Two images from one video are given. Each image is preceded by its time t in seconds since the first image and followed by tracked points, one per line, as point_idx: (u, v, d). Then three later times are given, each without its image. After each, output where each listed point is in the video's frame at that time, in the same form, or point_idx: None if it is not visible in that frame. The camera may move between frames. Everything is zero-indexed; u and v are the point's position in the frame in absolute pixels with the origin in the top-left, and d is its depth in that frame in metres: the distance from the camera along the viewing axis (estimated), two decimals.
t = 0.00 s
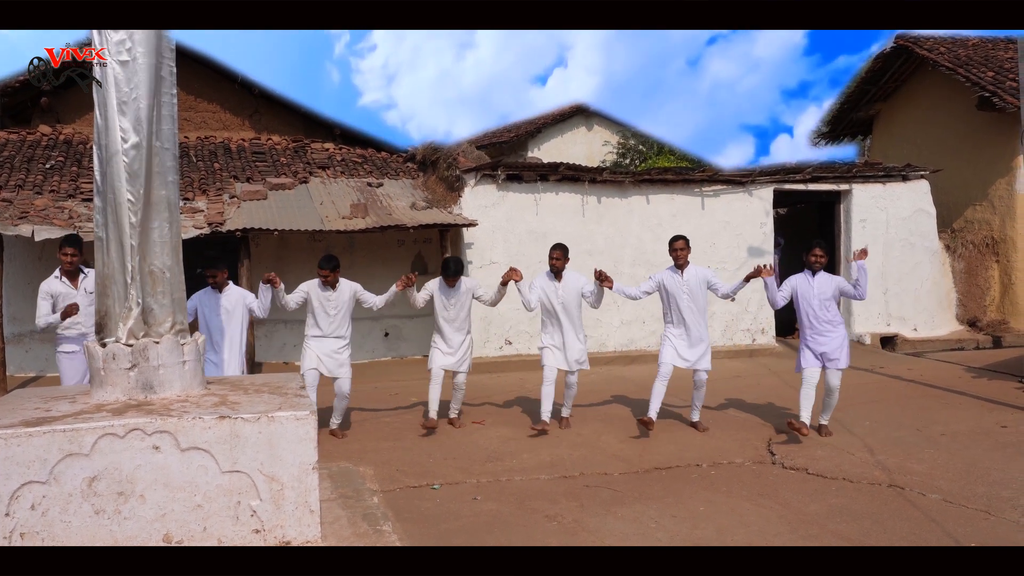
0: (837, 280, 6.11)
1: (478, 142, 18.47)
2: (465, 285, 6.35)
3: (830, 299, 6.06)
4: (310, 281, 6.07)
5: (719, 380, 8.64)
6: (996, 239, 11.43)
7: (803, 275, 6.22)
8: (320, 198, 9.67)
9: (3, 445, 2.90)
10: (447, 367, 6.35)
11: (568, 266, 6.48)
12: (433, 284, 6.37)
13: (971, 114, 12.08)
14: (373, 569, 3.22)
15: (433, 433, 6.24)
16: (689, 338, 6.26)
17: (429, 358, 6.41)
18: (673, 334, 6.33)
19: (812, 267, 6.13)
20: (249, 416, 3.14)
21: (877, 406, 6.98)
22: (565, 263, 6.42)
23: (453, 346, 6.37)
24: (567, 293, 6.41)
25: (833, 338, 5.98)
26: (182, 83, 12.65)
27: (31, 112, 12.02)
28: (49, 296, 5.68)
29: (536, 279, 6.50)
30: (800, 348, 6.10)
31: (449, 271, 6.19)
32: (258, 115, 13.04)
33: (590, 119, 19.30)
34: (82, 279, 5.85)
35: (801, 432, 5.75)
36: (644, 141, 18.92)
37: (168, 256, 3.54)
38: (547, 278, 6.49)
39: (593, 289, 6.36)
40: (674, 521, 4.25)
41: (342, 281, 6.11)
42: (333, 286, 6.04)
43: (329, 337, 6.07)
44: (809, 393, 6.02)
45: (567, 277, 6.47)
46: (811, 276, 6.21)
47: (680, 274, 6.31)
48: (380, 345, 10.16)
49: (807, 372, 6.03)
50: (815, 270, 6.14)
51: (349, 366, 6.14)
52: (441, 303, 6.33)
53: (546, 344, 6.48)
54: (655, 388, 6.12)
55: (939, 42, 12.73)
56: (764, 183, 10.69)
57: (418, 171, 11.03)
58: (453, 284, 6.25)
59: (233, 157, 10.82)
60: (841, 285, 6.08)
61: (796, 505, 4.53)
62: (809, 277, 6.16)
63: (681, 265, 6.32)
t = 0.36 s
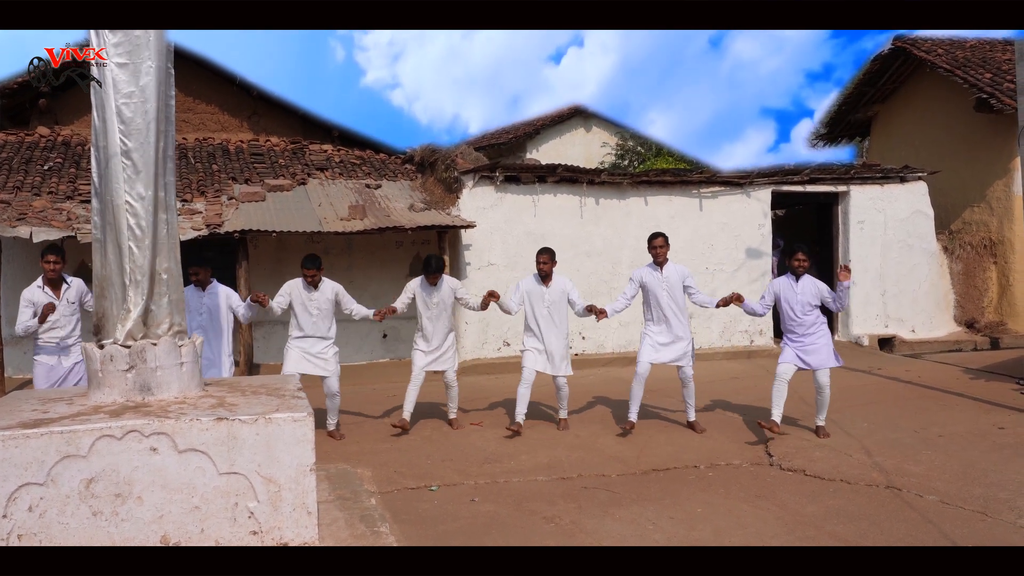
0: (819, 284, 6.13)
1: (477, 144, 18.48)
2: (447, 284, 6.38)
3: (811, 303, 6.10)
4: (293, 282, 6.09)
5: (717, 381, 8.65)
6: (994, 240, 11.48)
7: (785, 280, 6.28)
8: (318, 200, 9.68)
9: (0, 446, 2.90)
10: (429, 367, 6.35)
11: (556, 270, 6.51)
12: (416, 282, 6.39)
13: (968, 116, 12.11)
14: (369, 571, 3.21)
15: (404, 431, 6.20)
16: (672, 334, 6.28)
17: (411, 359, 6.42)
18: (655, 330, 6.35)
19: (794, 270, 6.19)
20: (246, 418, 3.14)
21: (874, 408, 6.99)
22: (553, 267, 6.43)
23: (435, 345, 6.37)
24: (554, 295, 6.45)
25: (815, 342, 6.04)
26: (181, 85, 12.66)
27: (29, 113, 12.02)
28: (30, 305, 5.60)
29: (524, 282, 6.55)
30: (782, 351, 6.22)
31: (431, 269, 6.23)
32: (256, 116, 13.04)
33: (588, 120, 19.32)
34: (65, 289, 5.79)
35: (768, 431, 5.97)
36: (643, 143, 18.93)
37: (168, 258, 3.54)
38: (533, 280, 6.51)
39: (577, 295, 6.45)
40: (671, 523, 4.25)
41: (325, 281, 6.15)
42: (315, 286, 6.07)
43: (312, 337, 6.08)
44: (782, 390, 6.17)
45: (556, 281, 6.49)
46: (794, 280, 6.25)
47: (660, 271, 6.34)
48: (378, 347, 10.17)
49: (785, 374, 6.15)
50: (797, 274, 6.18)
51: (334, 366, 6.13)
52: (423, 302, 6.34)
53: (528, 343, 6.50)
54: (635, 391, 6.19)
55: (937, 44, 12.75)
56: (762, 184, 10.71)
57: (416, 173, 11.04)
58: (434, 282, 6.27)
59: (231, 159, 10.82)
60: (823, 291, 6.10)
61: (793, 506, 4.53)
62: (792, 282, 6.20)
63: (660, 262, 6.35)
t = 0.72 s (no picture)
0: (796, 282, 6.11)
1: (475, 145, 18.48)
2: (425, 289, 6.39)
3: (787, 302, 6.11)
4: (273, 286, 6.09)
5: (715, 383, 8.67)
6: (992, 242, 11.51)
7: (763, 277, 6.28)
8: (316, 201, 9.69)
9: None
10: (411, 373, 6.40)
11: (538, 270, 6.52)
12: (394, 288, 6.39)
13: (966, 117, 12.13)
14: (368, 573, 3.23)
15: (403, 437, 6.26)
16: (651, 347, 6.30)
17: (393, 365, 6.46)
18: (633, 343, 6.37)
19: (768, 270, 6.19)
20: (244, 420, 3.15)
21: (873, 409, 7.00)
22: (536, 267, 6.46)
23: (415, 353, 6.39)
24: (536, 294, 6.49)
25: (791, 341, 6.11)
26: (179, 87, 12.67)
27: (28, 115, 12.02)
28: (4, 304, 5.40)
29: (507, 278, 6.56)
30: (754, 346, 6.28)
31: (408, 271, 6.28)
32: (255, 118, 13.05)
33: (587, 122, 19.35)
34: (40, 289, 5.64)
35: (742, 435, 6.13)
36: (641, 144, 18.96)
37: (166, 260, 3.55)
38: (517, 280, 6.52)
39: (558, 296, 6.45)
40: (669, 524, 4.26)
41: (302, 285, 6.14)
42: (294, 290, 6.07)
43: (292, 343, 6.08)
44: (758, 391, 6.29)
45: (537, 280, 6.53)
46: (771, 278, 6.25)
47: (637, 286, 6.38)
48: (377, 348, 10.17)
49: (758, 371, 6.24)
50: (773, 273, 6.19)
51: (317, 369, 6.18)
52: (405, 306, 6.34)
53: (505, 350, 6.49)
54: (623, 401, 6.18)
55: (935, 45, 12.77)
56: (760, 186, 10.72)
57: (415, 174, 11.05)
58: (412, 285, 6.31)
59: (230, 160, 10.83)
60: (799, 286, 6.08)
61: (791, 508, 4.54)
62: (766, 282, 6.23)
63: (637, 277, 6.38)
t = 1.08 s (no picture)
0: (771, 293, 6.15)
1: (475, 147, 18.49)
2: (408, 287, 6.41)
3: (763, 313, 6.14)
4: (255, 290, 6.08)
5: (714, 384, 8.67)
6: (990, 244, 11.53)
7: (741, 288, 6.30)
8: (315, 202, 9.70)
9: None
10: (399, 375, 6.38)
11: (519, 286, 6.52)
12: (376, 288, 6.43)
13: (965, 119, 12.15)
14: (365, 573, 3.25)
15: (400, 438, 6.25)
16: (630, 344, 6.33)
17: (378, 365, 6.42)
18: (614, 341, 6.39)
19: (745, 283, 6.18)
20: (242, 421, 3.15)
21: (871, 411, 7.00)
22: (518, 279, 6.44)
23: (400, 356, 6.36)
24: (518, 307, 6.45)
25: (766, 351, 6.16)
26: (178, 88, 12.67)
27: (27, 116, 12.02)
28: None
29: (489, 292, 6.52)
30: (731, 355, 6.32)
31: (388, 268, 6.26)
32: (254, 119, 13.06)
33: (586, 123, 19.39)
34: (13, 304, 5.60)
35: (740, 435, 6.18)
36: (640, 146, 18.98)
37: (164, 262, 3.55)
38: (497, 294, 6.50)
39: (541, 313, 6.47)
40: (666, 526, 4.26)
41: (283, 290, 6.15)
42: (276, 295, 6.08)
43: (275, 348, 6.09)
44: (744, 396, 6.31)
45: (518, 296, 6.50)
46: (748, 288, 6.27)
47: (620, 279, 6.42)
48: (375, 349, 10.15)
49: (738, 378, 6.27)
50: (749, 285, 6.19)
51: (298, 374, 6.21)
52: (387, 304, 6.33)
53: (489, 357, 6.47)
54: (619, 400, 6.18)
55: (933, 47, 12.80)
56: (759, 188, 10.73)
57: (414, 176, 11.06)
58: (394, 282, 6.30)
59: (229, 162, 10.84)
60: (775, 298, 6.10)
61: (789, 509, 4.55)
62: (742, 293, 6.27)
63: (619, 270, 6.43)
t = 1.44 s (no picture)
0: (756, 277, 6.30)
1: (473, 148, 18.49)
2: (392, 284, 6.42)
3: (750, 296, 6.26)
4: (239, 285, 6.12)
5: (711, 386, 8.68)
6: (988, 245, 11.55)
7: (724, 274, 6.38)
8: (314, 204, 9.70)
9: None
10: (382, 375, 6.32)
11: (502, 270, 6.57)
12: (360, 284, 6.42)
13: (963, 120, 12.17)
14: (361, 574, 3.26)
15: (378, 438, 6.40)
16: (613, 336, 6.34)
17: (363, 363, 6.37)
18: (598, 336, 6.39)
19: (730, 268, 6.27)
20: (239, 422, 3.16)
21: (868, 412, 7.01)
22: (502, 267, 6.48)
23: (385, 352, 6.35)
24: (501, 296, 6.51)
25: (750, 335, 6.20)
26: (176, 90, 12.67)
27: (26, 118, 12.02)
28: None
29: (474, 279, 6.59)
30: (721, 347, 6.29)
31: (374, 262, 6.28)
32: (253, 121, 13.06)
33: (585, 125, 19.42)
34: None
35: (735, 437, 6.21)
36: (639, 147, 19.00)
37: (161, 265, 3.55)
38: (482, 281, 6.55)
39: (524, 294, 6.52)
40: (663, 527, 4.27)
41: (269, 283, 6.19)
42: (261, 287, 6.12)
43: (262, 340, 6.08)
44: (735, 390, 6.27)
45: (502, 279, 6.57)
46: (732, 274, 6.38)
47: (607, 278, 6.43)
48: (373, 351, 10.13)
49: (731, 371, 6.22)
50: (734, 270, 6.28)
51: (281, 369, 6.20)
52: (371, 301, 6.33)
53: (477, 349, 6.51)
54: (598, 396, 6.24)
55: (931, 49, 12.83)
56: (757, 189, 10.75)
57: (412, 177, 11.07)
58: (378, 278, 6.30)
59: (228, 163, 10.84)
60: (760, 281, 6.26)
61: (786, 510, 4.55)
62: (727, 277, 6.35)
63: (607, 270, 6.43)
